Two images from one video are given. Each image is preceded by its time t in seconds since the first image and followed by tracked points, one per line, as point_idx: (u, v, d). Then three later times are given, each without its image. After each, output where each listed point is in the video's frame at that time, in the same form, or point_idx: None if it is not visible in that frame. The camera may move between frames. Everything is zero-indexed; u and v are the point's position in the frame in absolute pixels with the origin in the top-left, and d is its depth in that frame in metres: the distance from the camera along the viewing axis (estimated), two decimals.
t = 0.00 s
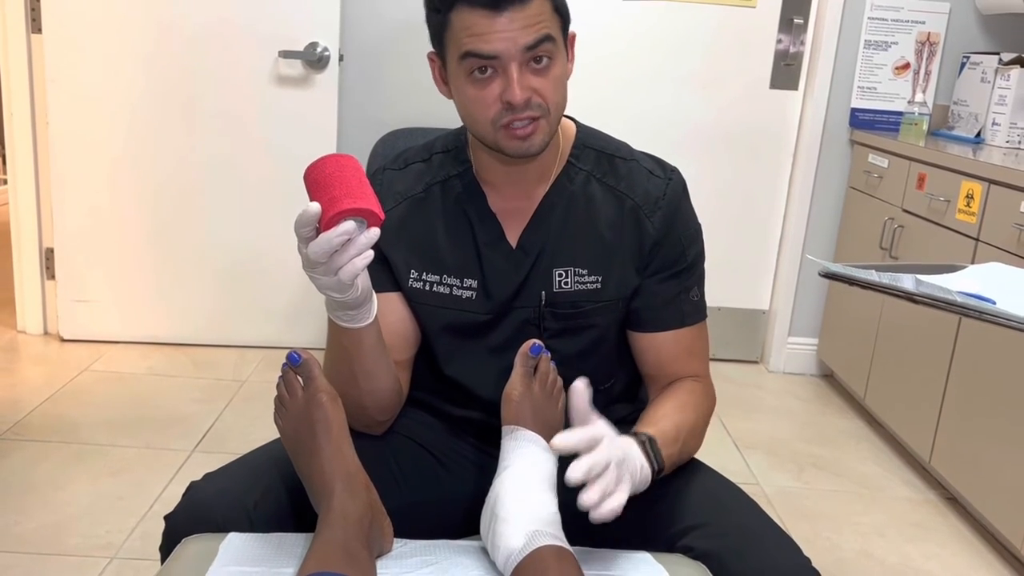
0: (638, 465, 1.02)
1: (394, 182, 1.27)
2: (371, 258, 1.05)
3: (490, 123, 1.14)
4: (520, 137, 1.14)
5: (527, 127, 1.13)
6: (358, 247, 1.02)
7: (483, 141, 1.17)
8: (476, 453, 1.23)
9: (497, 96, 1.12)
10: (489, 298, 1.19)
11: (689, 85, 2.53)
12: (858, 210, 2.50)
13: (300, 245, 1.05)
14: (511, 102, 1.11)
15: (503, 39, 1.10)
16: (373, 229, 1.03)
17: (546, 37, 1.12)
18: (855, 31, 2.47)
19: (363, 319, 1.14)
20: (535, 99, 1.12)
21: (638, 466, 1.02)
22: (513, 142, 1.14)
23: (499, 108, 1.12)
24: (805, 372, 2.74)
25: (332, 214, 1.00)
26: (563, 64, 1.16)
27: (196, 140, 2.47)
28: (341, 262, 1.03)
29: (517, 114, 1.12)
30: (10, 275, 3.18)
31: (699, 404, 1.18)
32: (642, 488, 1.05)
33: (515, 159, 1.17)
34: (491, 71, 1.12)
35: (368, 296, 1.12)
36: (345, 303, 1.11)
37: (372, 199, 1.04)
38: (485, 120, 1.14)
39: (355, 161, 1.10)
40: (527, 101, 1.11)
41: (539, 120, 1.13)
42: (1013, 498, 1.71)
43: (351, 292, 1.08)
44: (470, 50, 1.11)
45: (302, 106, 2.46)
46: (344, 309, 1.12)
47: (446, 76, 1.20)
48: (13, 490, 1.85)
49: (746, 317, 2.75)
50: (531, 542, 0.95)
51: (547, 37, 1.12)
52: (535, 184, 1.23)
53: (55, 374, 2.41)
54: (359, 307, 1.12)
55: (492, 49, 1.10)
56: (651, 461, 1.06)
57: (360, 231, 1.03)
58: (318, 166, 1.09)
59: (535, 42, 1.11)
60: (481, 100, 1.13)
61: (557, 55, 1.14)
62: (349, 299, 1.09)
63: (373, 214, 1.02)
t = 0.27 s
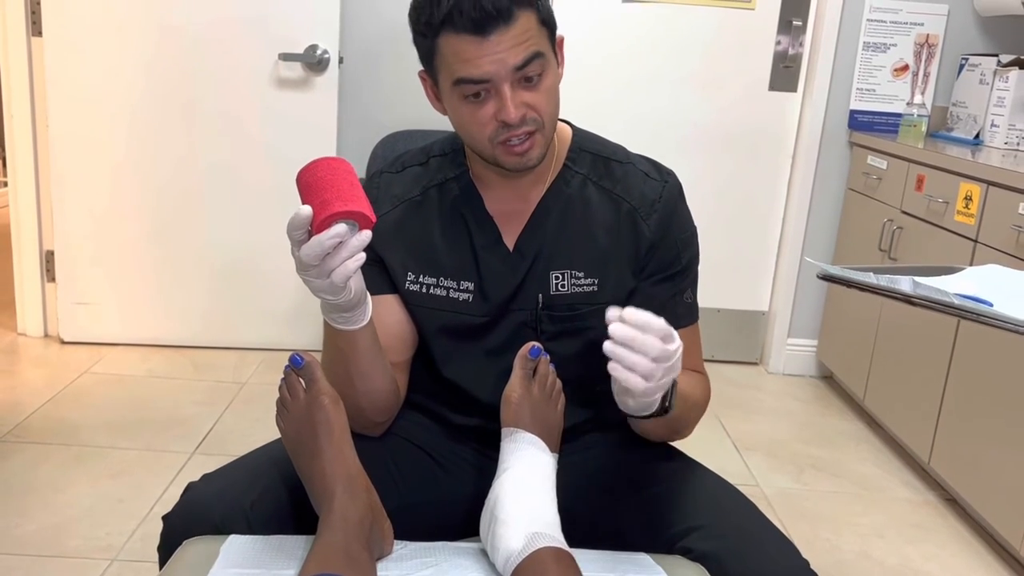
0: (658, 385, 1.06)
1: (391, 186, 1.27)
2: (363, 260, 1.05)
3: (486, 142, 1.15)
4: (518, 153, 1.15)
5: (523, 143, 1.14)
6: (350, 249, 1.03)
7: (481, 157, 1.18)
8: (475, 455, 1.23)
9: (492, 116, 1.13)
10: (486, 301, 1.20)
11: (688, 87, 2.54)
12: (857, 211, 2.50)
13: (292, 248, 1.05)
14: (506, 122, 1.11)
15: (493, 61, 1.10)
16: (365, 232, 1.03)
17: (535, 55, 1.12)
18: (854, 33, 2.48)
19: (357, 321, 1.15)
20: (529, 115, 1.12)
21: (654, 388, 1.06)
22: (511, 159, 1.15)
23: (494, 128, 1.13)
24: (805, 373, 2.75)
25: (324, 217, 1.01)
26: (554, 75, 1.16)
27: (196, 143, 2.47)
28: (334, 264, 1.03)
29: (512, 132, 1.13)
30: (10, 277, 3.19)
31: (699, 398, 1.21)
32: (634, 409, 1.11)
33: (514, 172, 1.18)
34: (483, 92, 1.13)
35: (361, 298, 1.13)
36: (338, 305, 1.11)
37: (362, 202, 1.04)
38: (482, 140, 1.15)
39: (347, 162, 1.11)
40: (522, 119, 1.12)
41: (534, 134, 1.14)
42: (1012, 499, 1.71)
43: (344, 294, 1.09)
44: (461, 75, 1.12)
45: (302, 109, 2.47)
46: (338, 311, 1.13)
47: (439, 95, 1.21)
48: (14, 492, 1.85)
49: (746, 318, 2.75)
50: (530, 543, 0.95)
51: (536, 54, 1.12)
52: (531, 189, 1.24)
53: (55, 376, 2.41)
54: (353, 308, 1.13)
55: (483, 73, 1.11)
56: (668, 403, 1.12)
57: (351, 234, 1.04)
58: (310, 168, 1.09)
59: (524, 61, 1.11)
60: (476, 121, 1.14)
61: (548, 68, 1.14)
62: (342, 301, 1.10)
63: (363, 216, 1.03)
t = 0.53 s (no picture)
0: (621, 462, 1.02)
1: (387, 189, 1.27)
2: (360, 257, 1.05)
3: (467, 140, 1.15)
4: (497, 151, 1.15)
5: (503, 142, 1.14)
6: (347, 246, 1.03)
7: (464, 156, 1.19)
8: (475, 458, 1.23)
9: (471, 114, 1.13)
10: (483, 302, 1.20)
11: (687, 89, 2.54)
12: (856, 213, 2.50)
13: (290, 246, 1.05)
14: (483, 120, 1.12)
15: (472, 59, 1.10)
16: (362, 229, 1.04)
17: (516, 54, 1.12)
18: (853, 35, 2.48)
19: (357, 320, 1.15)
20: (507, 115, 1.13)
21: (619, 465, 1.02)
22: (490, 157, 1.15)
23: (474, 126, 1.13)
24: (805, 375, 2.75)
25: (321, 214, 1.01)
26: (538, 75, 1.16)
27: (197, 145, 2.48)
28: (332, 262, 1.04)
29: (491, 130, 1.13)
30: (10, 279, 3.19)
31: (694, 404, 1.20)
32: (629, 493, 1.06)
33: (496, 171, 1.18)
34: (464, 91, 1.13)
35: (359, 296, 1.13)
36: (337, 304, 1.12)
37: (360, 199, 1.05)
38: (462, 138, 1.16)
39: (343, 161, 1.11)
40: (500, 118, 1.12)
41: (514, 133, 1.14)
42: (1012, 500, 1.72)
43: (342, 292, 1.09)
44: (441, 73, 1.12)
45: (302, 111, 2.47)
46: (337, 310, 1.13)
47: (425, 94, 1.21)
48: (14, 494, 1.85)
49: (745, 320, 2.76)
50: (530, 545, 0.96)
51: (517, 54, 1.12)
52: (525, 190, 1.24)
53: (55, 379, 2.41)
54: (351, 307, 1.13)
55: (461, 71, 1.11)
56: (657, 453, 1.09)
57: (349, 231, 1.04)
58: (306, 168, 1.09)
59: (504, 60, 1.11)
60: (457, 119, 1.15)
61: (530, 68, 1.14)
62: (340, 299, 1.10)
63: (361, 213, 1.03)
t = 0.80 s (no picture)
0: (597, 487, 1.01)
1: (385, 191, 1.28)
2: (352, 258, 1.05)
3: (463, 141, 1.15)
4: (493, 152, 1.15)
5: (498, 142, 1.14)
6: (339, 248, 1.03)
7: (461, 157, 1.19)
8: (475, 459, 1.23)
9: (467, 113, 1.13)
10: (480, 304, 1.20)
11: (687, 90, 2.54)
12: (856, 214, 2.50)
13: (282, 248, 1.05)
14: (478, 120, 1.12)
15: (467, 58, 1.10)
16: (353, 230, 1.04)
17: (511, 54, 1.12)
18: (852, 37, 2.48)
19: (351, 322, 1.16)
20: (503, 115, 1.12)
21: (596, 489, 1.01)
22: (487, 157, 1.15)
23: (470, 126, 1.13)
24: (805, 376, 2.75)
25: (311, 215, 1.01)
26: (534, 77, 1.16)
27: (197, 148, 2.48)
28: (323, 263, 1.03)
29: (487, 131, 1.13)
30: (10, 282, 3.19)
31: (689, 408, 1.19)
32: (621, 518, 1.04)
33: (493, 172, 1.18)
34: (460, 90, 1.13)
35: (352, 297, 1.13)
36: (332, 304, 1.12)
37: (350, 200, 1.05)
38: (458, 138, 1.16)
39: (333, 162, 1.11)
40: (495, 118, 1.12)
41: (509, 134, 1.14)
42: (1011, 501, 1.72)
43: (334, 293, 1.09)
44: (437, 72, 1.13)
45: (302, 113, 2.47)
46: (331, 311, 1.14)
47: (423, 96, 1.22)
48: (14, 496, 1.85)
49: (745, 321, 2.76)
50: (530, 546, 0.96)
51: (512, 53, 1.12)
52: (522, 192, 1.24)
53: (55, 381, 2.41)
54: (345, 308, 1.13)
55: (457, 70, 1.11)
56: (642, 467, 1.09)
57: (340, 232, 1.04)
58: (298, 169, 1.09)
59: (499, 60, 1.11)
60: (453, 119, 1.15)
61: (526, 68, 1.14)
62: (333, 300, 1.10)
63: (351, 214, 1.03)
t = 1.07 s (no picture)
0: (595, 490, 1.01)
1: (384, 193, 1.27)
2: (349, 259, 1.05)
3: (487, 138, 1.15)
4: (519, 147, 1.14)
5: (524, 136, 1.14)
6: (335, 249, 1.03)
7: (481, 156, 1.18)
8: (475, 460, 1.23)
9: (492, 109, 1.13)
10: (479, 305, 1.20)
11: (686, 92, 2.54)
12: (856, 216, 2.50)
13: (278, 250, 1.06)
14: (507, 113, 1.12)
15: (491, 53, 1.10)
16: (349, 232, 1.04)
17: (532, 47, 1.13)
18: (851, 39, 2.48)
19: (347, 324, 1.16)
20: (530, 108, 1.13)
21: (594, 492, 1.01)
22: (512, 153, 1.15)
23: (496, 121, 1.13)
24: (805, 378, 2.75)
25: (307, 217, 1.01)
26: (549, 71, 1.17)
27: (197, 149, 2.48)
28: (319, 265, 1.03)
29: (513, 125, 1.13)
30: (10, 284, 3.19)
31: (688, 410, 1.19)
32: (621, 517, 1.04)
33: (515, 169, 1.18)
34: (483, 86, 1.13)
35: (350, 299, 1.13)
36: (329, 306, 1.12)
37: (346, 201, 1.05)
38: (483, 135, 1.15)
39: (330, 164, 1.11)
40: (523, 110, 1.12)
41: (535, 127, 1.14)
42: (1011, 503, 1.71)
43: (332, 294, 1.09)
44: (460, 69, 1.12)
45: (302, 115, 2.47)
46: (329, 313, 1.14)
47: (434, 97, 1.21)
48: (13, 499, 1.85)
49: (745, 323, 2.76)
50: (530, 547, 0.96)
51: (533, 47, 1.13)
52: (522, 193, 1.24)
53: (54, 383, 2.41)
54: (343, 309, 1.13)
55: (482, 65, 1.11)
56: (641, 469, 1.08)
57: (336, 234, 1.04)
58: (293, 171, 1.09)
59: (523, 53, 1.12)
60: (477, 116, 1.14)
61: (543, 63, 1.15)
62: (331, 302, 1.11)
63: (348, 216, 1.03)
